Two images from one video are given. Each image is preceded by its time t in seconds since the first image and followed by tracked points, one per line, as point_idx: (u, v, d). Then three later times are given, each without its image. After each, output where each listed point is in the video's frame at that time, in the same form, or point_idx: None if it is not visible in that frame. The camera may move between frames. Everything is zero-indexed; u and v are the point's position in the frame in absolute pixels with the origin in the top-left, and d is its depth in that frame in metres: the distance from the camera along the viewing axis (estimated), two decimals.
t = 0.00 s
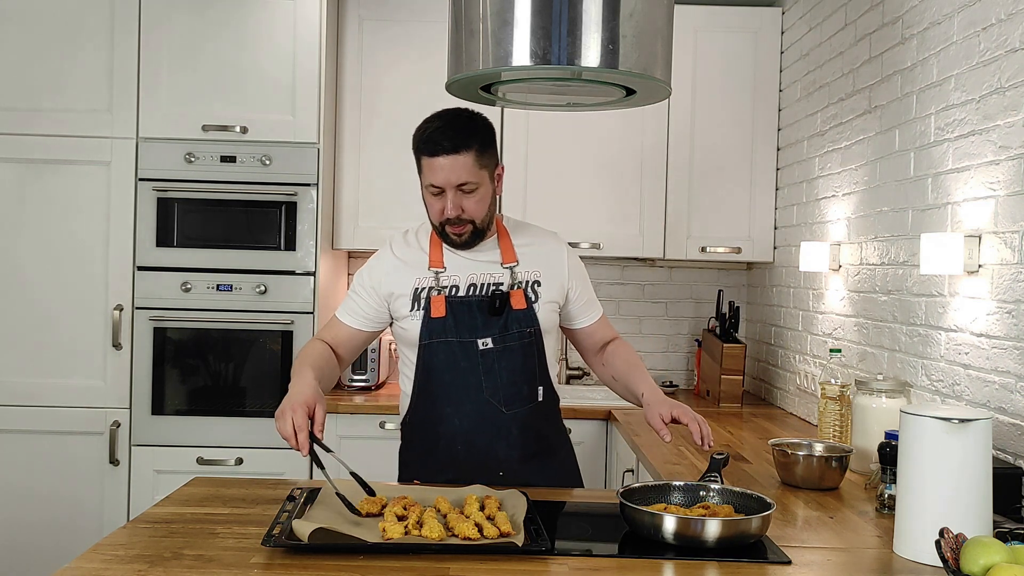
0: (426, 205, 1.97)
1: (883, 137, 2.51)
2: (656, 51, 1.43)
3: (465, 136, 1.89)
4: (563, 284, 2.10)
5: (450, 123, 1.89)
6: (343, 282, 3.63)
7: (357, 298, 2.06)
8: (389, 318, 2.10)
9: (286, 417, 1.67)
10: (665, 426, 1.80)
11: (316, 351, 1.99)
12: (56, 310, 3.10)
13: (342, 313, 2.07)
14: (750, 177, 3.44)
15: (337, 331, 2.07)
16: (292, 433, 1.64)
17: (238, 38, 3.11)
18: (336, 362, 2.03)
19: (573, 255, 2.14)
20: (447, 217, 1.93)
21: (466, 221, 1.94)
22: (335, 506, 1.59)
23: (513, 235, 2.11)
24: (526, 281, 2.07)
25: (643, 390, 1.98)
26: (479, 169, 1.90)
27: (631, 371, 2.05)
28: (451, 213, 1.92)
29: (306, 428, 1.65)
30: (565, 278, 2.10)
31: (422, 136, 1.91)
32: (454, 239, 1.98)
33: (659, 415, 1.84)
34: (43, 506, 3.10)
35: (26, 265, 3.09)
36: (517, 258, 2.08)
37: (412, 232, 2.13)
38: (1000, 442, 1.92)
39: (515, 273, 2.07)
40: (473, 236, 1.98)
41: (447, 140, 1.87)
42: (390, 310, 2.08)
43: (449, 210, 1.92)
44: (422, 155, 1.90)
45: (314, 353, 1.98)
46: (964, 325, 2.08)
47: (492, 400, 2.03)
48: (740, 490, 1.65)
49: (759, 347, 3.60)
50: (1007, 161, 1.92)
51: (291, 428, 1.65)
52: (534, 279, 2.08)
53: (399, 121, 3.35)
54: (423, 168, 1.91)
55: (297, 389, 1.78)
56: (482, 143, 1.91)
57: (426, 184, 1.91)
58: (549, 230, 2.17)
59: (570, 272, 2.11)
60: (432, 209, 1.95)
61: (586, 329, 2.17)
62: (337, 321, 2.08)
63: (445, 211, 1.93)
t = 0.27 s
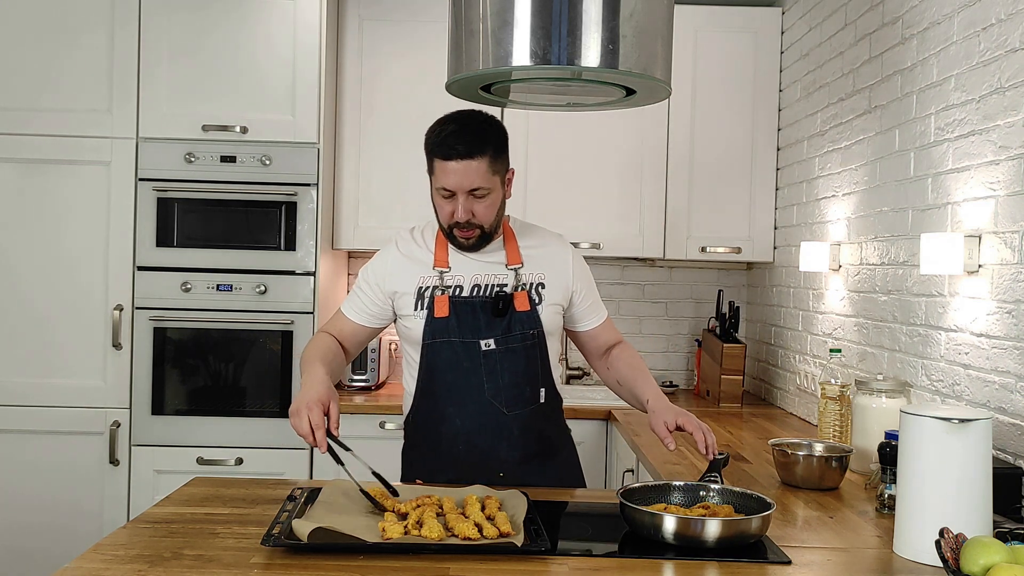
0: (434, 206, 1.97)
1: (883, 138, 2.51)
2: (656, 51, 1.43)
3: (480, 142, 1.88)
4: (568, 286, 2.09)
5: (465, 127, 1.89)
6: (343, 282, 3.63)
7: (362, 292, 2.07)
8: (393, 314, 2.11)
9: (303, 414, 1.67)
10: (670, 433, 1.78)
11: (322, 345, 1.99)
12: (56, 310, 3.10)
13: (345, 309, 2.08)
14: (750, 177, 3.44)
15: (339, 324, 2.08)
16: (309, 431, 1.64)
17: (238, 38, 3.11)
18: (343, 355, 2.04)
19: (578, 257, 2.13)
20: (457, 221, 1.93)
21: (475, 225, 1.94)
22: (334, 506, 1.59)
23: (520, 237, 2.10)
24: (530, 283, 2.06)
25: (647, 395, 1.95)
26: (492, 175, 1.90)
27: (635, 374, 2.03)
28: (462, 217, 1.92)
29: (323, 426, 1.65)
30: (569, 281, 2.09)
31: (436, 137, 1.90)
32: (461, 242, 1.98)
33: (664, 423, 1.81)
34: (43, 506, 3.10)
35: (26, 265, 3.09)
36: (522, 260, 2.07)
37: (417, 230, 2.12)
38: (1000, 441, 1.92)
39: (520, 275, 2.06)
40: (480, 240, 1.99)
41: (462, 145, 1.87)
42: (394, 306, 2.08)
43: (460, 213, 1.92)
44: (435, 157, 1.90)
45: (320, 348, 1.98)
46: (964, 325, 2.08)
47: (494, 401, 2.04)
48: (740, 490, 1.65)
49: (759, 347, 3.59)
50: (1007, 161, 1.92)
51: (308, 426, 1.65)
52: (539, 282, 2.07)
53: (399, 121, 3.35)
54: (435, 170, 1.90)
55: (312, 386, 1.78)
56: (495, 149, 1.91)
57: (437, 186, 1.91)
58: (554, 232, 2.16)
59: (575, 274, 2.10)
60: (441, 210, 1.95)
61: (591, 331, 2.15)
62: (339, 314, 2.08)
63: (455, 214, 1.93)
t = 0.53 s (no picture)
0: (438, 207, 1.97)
1: (883, 138, 2.51)
2: (656, 51, 1.43)
3: (485, 143, 1.88)
4: (569, 288, 2.09)
5: (470, 128, 1.89)
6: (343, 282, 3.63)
7: (365, 291, 2.05)
8: (394, 314, 2.10)
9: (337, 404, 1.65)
10: (666, 437, 1.78)
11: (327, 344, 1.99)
12: (55, 310, 3.10)
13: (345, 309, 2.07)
14: (750, 177, 3.44)
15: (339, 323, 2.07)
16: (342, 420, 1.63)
17: (238, 38, 3.11)
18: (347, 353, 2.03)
19: (580, 258, 2.13)
20: (461, 221, 1.93)
21: (480, 226, 1.94)
22: (334, 506, 1.59)
23: (522, 238, 2.10)
24: (531, 284, 2.06)
25: (645, 398, 1.95)
26: (496, 176, 1.90)
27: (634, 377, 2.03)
28: (466, 217, 1.92)
29: (357, 416, 1.63)
30: (570, 283, 2.09)
31: (441, 138, 1.90)
32: (464, 243, 1.98)
33: (660, 426, 1.81)
34: (43, 506, 3.10)
35: (26, 265, 3.09)
36: (524, 260, 2.07)
37: (419, 231, 2.12)
38: (1000, 441, 1.92)
39: (521, 276, 2.06)
40: (484, 241, 1.98)
41: (466, 145, 1.87)
42: (395, 306, 2.07)
43: (464, 214, 1.92)
44: (440, 158, 1.89)
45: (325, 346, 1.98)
46: (964, 325, 2.08)
47: (494, 401, 2.04)
48: (740, 490, 1.64)
49: (759, 347, 3.59)
50: (1007, 161, 1.92)
51: (342, 414, 1.64)
52: (540, 283, 2.07)
53: (399, 121, 3.34)
54: (440, 171, 1.90)
55: (342, 376, 1.76)
56: (500, 151, 1.91)
57: (442, 187, 1.90)
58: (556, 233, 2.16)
59: (576, 276, 2.10)
60: (445, 211, 1.94)
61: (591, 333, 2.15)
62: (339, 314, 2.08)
63: (459, 215, 1.93)
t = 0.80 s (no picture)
0: (440, 207, 1.97)
1: (883, 137, 2.51)
2: (656, 51, 1.43)
3: (487, 143, 1.88)
4: (569, 288, 2.09)
5: (472, 128, 1.89)
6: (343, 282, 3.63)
7: (364, 291, 2.05)
8: (394, 313, 2.09)
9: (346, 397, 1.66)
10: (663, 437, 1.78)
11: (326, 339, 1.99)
12: (55, 310, 3.10)
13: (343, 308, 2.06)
14: (750, 177, 3.44)
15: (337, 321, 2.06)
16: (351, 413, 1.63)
17: (238, 38, 3.11)
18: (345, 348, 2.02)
19: (580, 259, 2.13)
20: (463, 221, 1.94)
21: (481, 226, 1.95)
22: (334, 506, 1.59)
23: (522, 238, 2.10)
24: (532, 284, 2.06)
25: (644, 398, 1.95)
26: (498, 176, 1.90)
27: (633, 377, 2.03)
28: (467, 218, 1.92)
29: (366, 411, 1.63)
30: (570, 283, 2.09)
31: (444, 138, 1.90)
32: (466, 243, 1.98)
33: (658, 425, 1.81)
34: (43, 506, 3.10)
35: (26, 265, 3.09)
36: (525, 260, 2.07)
37: (420, 230, 2.12)
38: (1000, 441, 1.92)
39: (522, 276, 2.06)
40: (485, 241, 1.99)
41: (468, 146, 1.87)
42: (396, 305, 2.07)
43: (465, 214, 1.92)
44: (441, 158, 1.89)
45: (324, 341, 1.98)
46: (964, 325, 2.08)
47: (495, 400, 2.04)
48: (740, 490, 1.65)
49: (759, 347, 3.60)
50: (1007, 161, 1.92)
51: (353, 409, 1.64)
52: (540, 283, 2.07)
53: (400, 121, 3.34)
54: (441, 171, 1.90)
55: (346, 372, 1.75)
56: (502, 151, 1.91)
57: (443, 188, 1.91)
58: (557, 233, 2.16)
59: (576, 276, 2.10)
60: (446, 212, 1.95)
61: (591, 334, 2.15)
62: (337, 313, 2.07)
63: (461, 215, 1.93)
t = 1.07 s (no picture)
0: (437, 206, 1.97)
1: (883, 137, 2.51)
2: (657, 51, 1.43)
3: (484, 142, 1.88)
4: (569, 289, 2.09)
5: (469, 127, 1.89)
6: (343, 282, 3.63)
7: (364, 289, 2.06)
8: (394, 310, 2.11)
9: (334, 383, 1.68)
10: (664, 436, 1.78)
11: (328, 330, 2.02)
12: (55, 310, 3.10)
13: (343, 305, 2.08)
14: (750, 177, 3.44)
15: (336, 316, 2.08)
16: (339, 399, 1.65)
17: (238, 37, 3.11)
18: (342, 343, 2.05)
19: (580, 259, 2.13)
20: (460, 221, 1.94)
21: (478, 225, 1.95)
22: (334, 506, 1.59)
23: (521, 237, 2.10)
24: (530, 284, 2.07)
25: (644, 398, 1.95)
26: (495, 175, 1.90)
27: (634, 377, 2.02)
28: (464, 217, 1.93)
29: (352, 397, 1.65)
30: (570, 283, 2.09)
31: (441, 137, 1.90)
32: (463, 241, 1.99)
33: (658, 425, 1.81)
34: (43, 506, 3.10)
35: (25, 265, 3.09)
36: (523, 260, 2.07)
37: (420, 229, 2.13)
38: (1000, 441, 1.92)
39: (521, 276, 2.06)
40: (483, 240, 1.99)
41: (465, 145, 1.87)
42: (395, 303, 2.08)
43: (462, 214, 1.92)
44: (438, 157, 1.90)
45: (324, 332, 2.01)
46: (964, 325, 2.08)
47: (494, 400, 2.03)
48: (740, 490, 1.65)
49: (759, 347, 3.60)
50: (1007, 161, 1.92)
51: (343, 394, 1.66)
52: (539, 282, 2.07)
53: (400, 120, 3.34)
54: (438, 170, 1.90)
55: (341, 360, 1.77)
56: (499, 149, 1.91)
57: (441, 187, 1.91)
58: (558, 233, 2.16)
59: (576, 277, 2.10)
60: (443, 210, 1.95)
61: (591, 334, 2.15)
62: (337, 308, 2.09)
63: (458, 214, 1.93)
